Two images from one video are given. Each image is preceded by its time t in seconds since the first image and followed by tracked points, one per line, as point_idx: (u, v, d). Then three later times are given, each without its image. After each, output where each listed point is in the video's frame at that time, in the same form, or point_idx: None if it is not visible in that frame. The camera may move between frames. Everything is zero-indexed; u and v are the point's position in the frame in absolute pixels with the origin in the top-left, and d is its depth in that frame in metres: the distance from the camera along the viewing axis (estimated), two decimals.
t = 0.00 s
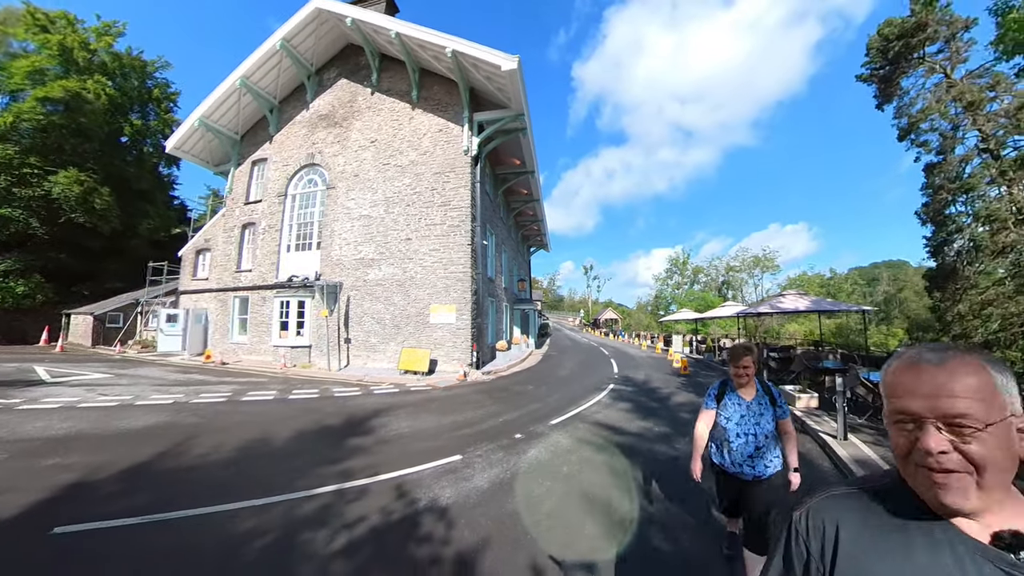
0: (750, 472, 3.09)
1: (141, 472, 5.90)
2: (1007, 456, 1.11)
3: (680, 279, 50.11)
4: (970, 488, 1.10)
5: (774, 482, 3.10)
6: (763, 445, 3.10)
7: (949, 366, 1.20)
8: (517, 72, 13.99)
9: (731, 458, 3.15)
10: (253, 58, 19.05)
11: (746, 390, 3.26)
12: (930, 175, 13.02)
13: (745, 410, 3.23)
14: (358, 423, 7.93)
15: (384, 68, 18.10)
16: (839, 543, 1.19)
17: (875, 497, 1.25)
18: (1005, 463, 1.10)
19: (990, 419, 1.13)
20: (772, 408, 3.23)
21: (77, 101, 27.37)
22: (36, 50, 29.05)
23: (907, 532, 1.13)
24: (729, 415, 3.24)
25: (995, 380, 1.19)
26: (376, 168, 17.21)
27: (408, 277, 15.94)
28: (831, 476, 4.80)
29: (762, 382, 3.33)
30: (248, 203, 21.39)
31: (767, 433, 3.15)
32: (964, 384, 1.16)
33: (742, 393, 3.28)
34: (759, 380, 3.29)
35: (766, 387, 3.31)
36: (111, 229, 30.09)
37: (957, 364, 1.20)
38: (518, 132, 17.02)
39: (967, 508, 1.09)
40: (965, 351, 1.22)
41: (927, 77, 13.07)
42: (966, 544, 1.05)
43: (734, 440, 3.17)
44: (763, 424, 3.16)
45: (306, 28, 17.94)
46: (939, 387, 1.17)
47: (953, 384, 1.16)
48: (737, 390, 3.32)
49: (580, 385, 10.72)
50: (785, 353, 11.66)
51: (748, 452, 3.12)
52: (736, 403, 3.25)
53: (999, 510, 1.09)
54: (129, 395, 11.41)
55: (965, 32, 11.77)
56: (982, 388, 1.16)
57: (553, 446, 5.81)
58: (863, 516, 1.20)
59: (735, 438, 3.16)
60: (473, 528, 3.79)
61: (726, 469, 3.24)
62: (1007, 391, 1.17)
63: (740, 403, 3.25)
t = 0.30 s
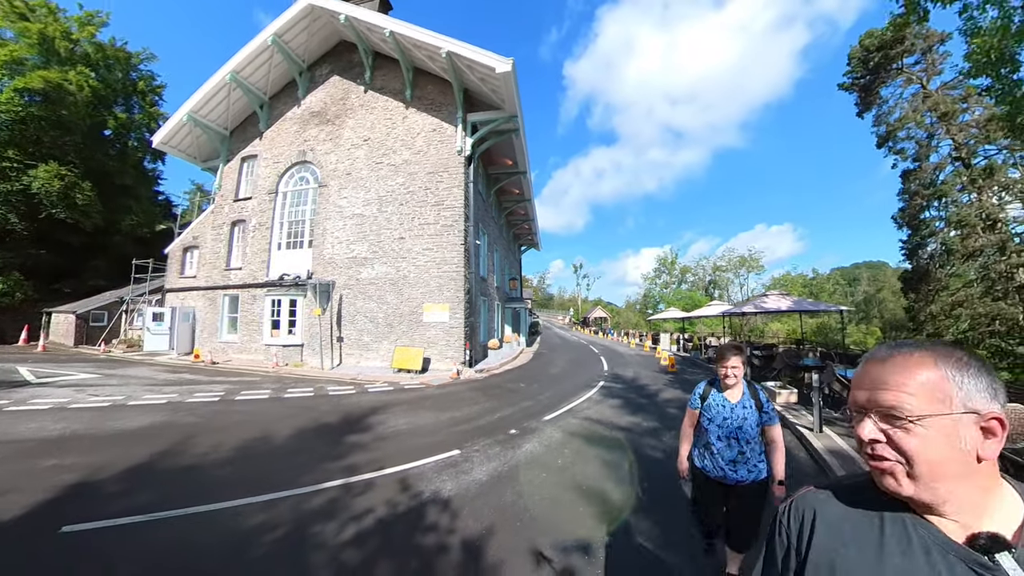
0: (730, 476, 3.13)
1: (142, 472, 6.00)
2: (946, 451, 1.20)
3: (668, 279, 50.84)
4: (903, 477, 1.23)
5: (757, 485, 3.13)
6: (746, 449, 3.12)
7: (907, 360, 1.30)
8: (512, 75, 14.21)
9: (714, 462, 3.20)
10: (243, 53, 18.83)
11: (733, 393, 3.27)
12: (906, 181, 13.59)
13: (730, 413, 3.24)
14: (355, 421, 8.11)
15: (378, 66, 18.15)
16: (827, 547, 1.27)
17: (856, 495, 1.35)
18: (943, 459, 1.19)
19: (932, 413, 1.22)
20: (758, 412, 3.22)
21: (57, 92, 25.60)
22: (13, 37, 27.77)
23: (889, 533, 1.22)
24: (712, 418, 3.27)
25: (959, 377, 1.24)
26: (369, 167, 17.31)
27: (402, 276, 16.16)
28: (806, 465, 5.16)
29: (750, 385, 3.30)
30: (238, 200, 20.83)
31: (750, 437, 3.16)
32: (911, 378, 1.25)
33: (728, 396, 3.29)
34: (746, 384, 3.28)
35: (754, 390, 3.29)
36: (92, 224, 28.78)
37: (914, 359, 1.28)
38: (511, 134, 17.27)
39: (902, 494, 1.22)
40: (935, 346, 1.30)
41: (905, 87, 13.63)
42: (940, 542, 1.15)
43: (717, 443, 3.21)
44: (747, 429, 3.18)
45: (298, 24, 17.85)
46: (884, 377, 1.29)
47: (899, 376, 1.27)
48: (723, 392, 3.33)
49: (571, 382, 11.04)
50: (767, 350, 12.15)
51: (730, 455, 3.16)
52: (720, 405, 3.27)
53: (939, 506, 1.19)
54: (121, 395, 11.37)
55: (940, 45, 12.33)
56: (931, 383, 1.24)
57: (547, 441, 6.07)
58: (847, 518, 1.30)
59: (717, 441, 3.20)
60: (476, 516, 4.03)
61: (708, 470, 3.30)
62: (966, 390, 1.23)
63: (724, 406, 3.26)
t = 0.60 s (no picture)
0: (708, 489, 3.03)
1: (136, 469, 6.02)
2: (922, 439, 1.08)
3: (657, 277, 51.50)
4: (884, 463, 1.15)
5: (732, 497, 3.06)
6: (721, 460, 3.04)
7: (893, 346, 1.21)
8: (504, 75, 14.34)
9: (688, 474, 3.10)
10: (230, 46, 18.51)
11: (706, 400, 3.21)
12: (885, 185, 14.09)
13: (704, 422, 3.18)
14: (348, 417, 8.20)
15: (369, 62, 18.10)
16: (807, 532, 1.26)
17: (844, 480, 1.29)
18: (922, 446, 1.08)
19: (911, 399, 1.12)
20: (734, 421, 3.13)
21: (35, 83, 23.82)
22: None
23: (871, 523, 1.15)
24: (686, 426, 3.21)
25: (947, 362, 1.12)
26: (360, 164, 17.31)
27: (393, 274, 16.26)
28: (784, 455, 5.45)
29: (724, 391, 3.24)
30: (225, 196, 20.34)
31: (726, 447, 3.08)
32: (890, 364, 1.18)
33: (702, 404, 3.23)
34: (720, 390, 3.20)
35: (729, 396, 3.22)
36: (72, 219, 27.96)
37: (898, 345, 1.20)
38: (503, 133, 17.44)
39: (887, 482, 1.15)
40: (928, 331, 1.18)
41: (884, 94, 14.10)
42: (924, 533, 1.07)
43: (692, 454, 3.12)
44: (722, 438, 3.11)
45: (289, 17, 17.67)
46: (865, 362, 1.23)
47: (877, 361, 1.20)
48: (697, 400, 3.28)
49: (561, 378, 11.26)
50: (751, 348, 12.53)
51: (706, 467, 3.07)
52: (693, 414, 3.23)
53: (922, 495, 1.09)
54: (108, 395, 11.24)
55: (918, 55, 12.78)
56: (908, 368, 1.16)
57: (537, 435, 6.24)
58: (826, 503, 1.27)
59: (693, 451, 3.12)
60: (471, 506, 4.18)
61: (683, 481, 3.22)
62: (953, 376, 1.11)
63: (697, 414, 3.22)
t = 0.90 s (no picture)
0: (676, 496, 2.71)
1: (126, 467, 6.02)
2: (967, 440, 0.98)
3: (645, 276, 52.04)
4: (930, 465, 1.05)
5: (705, 504, 2.73)
6: (690, 464, 2.72)
7: (947, 342, 1.12)
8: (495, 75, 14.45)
9: (656, 480, 2.77)
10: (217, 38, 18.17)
11: (673, 396, 2.88)
12: (863, 188, 14.50)
13: (671, 421, 2.86)
14: (338, 414, 8.25)
15: (359, 58, 18.03)
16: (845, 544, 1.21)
17: (895, 490, 1.20)
18: (974, 450, 0.97)
19: (961, 396, 1.01)
20: (703, 419, 2.82)
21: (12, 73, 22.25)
22: None
23: (919, 535, 1.07)
24: (653, 427, 2.88)
25: (1007, 357, 1.01)
26: (350, 162, 17.28)
27: (383, 272, 16.32)
28: (762, 446, 5.69)
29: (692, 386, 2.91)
30: (211, 191, 19.97)
31: (696, 449, 2.77)
32: (939, 358, 1.09)
33: (670, 401, 2.89)
34: (686, 384, 2.88)
35: (698, 391, 2.89)
36: (49, 215, 26.72)
37: (952, 340, 1.11)
38: (493, 132, 17.58)
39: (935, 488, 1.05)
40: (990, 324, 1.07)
41: (864, 100, 14.50)
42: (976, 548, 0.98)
43: (659, 458, 2.79)
44: (692, 439, 2.79)
45: (278, 11, 17.49)
46: (913, 357, 1.15)
47: (928, 355, 1.12)
48: (664, 397, 2.93)
49: (549, 375, 11.45)
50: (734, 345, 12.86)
51: (676, 472, 2.73)
52: (659, 413, 2.88)
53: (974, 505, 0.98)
54: (92, 395, 11.06)
55: (896, 62, 13.17)
56: (959, 362, 1.06)
57: (527, 429, 6.39)
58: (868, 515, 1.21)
59: (661, 456, 2.78)
60: (462, 497, 4.31)
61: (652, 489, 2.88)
62: (1013, 371, 0.98)
63: (665, 413, 2.87)
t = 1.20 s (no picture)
0: (646, 522, 2.37)
1: (113, 467, 5.96)
2: (1002, 428, 0.95)
3: (633, 275, 52.49)
4: (972, 452, 1.03)
5: (679, 533, 2.37)
6: (663, 487, 2.38)
7: (999, 327, 1.07)
8: (486, 74, 14.52)
9: (624, 503, 2.44)
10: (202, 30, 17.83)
11: (650, 410, 2.53)
12: (845, 191, 14.86)
13: (645, 437, 2.52)
14: (328, 413, 8.25)
15: (349, 53, 17.91)
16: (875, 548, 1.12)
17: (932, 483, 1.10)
18: None
19: (1011, 382, 0.97)
20: (683, 437, 2.47)
21: None
22: None
23: (956, 541, 0.97)
24: (626, 443, 2.54)
25: None
26: (339, 158, 17.20)
27: (373, 270, 16.29)
28: (744, 440, 5.88)
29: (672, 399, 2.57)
30: (195, 186, 19.59)
31: (672, 470, 2.42)
32: (987, 343, 1.05)
33: (645, 415, 2.54)
34: (664, 394, 2.52)
35: (677, 404, 2.53)
36: (25, 209, 25.40)
37: (1005, 324, 1.06)
38: (484, 130, 17.64)
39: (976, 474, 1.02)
40: None
41: (847, 104, 14.87)
42: None
43: (629, 477, 2.47)
44: (668, 459, 2.44)
45: (266, 4, 17.27)
46: (958, 342, 1.12)
47: (972, 339, 1.09)
48: (640, 409, 2.59)
49: (539, 372, 11.58)
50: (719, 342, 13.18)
51: (647, 495, 2.40)
52: (632, 427, 2.55)
53: None
54: (74, 394, 10.84)
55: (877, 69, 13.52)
56: (1004, 347, 1.02)
57: (516, 425, 6.50)
58: (899, 515, 1.11)
59: (633, 475, 2.45)
60: (454, 491, 4.40)
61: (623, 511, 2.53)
62: None
63: (639, 428, 2.54)
